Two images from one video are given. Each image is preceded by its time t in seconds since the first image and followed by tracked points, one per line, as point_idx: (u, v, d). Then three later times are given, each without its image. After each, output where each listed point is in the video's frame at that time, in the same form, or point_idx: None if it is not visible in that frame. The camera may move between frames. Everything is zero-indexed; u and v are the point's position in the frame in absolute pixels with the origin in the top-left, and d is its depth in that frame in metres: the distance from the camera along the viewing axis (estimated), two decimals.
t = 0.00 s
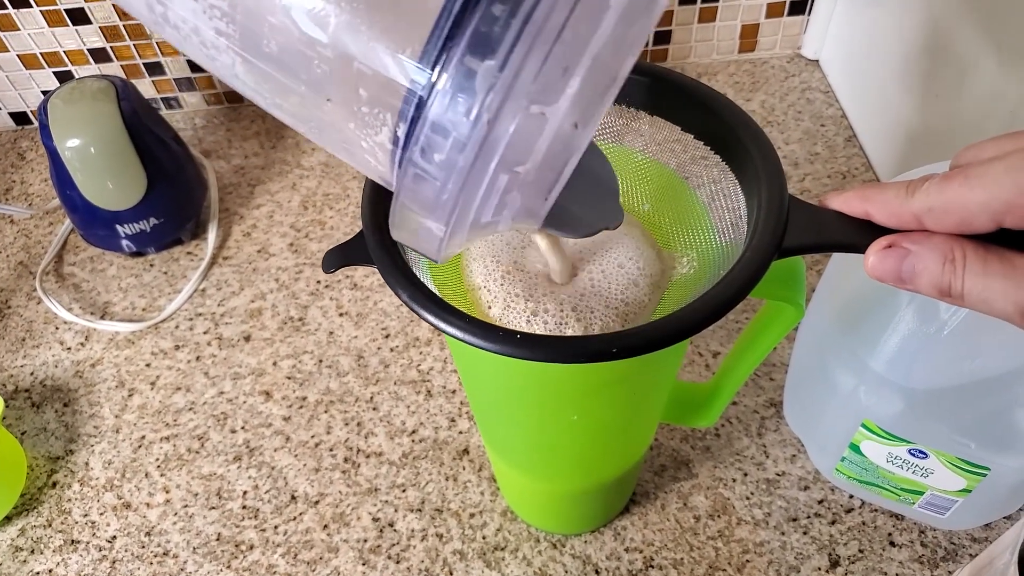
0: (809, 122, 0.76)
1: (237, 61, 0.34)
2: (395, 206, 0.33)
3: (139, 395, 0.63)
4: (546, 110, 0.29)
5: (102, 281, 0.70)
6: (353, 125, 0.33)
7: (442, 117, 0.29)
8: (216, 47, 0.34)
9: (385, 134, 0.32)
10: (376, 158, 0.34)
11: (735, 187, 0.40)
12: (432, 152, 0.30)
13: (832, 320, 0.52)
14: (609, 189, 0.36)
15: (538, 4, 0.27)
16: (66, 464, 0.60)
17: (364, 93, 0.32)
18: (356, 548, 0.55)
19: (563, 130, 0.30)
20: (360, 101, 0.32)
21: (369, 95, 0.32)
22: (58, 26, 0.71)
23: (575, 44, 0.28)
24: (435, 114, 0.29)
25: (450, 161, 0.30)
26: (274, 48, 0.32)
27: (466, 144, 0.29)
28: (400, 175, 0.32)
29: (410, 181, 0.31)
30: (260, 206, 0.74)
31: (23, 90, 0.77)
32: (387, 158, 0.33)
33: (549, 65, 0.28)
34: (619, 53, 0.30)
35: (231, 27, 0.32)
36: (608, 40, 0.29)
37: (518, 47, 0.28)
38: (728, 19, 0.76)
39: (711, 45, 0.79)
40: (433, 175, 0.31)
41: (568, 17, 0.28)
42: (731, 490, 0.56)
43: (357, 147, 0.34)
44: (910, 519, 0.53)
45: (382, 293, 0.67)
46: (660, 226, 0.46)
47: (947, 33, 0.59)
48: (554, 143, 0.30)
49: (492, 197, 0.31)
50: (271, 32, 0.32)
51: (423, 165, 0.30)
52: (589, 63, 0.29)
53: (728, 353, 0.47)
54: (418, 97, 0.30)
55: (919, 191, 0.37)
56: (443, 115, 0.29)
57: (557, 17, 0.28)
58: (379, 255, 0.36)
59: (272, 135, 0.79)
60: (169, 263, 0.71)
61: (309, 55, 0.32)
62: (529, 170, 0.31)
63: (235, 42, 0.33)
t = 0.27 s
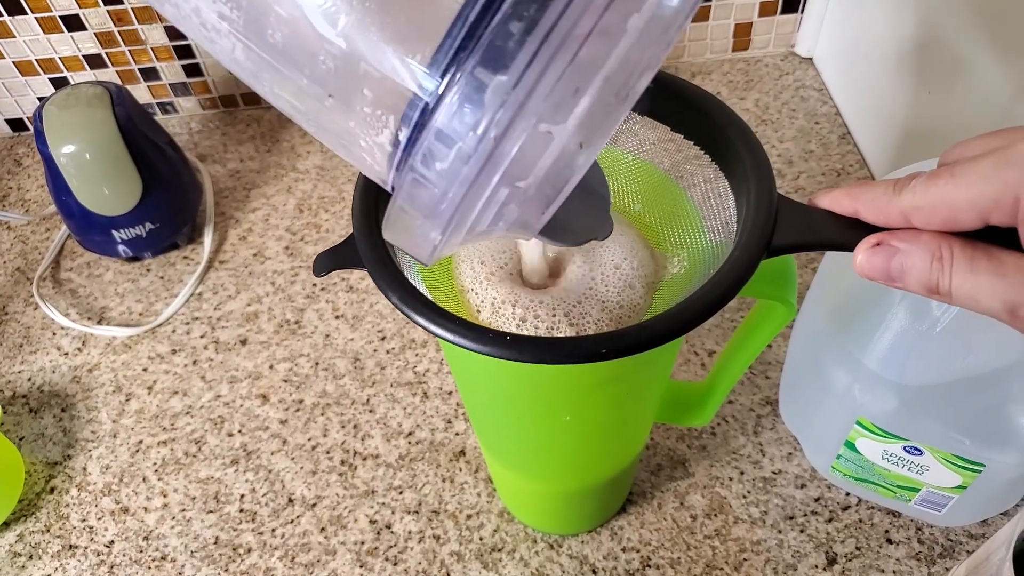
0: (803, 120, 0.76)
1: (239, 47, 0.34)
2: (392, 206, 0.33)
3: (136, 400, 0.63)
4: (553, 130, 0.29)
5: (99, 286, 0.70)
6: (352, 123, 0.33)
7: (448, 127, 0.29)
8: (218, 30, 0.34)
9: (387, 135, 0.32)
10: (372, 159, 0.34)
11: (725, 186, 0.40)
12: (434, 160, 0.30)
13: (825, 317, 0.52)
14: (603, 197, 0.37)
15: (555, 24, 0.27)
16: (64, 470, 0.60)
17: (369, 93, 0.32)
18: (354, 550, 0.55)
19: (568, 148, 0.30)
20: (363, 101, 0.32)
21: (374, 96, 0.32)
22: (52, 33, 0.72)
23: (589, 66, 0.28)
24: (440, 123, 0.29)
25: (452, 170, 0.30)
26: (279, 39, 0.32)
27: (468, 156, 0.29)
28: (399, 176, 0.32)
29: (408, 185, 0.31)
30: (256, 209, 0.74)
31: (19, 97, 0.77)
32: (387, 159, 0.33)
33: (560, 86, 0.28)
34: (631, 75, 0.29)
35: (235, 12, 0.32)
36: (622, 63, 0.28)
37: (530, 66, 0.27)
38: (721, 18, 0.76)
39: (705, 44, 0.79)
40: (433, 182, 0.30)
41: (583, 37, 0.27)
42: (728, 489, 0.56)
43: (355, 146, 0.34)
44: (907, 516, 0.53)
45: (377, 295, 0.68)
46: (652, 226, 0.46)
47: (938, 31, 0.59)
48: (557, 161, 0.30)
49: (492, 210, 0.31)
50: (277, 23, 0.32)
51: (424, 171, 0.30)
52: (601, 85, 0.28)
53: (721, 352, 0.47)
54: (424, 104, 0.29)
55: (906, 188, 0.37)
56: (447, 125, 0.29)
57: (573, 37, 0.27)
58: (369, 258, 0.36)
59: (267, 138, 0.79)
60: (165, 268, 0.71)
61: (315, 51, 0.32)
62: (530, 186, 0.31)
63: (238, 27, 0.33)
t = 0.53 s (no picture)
0: (798, 116, 0.76)
1: (243, 38, 0.34)
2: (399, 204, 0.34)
3: (133, 402, 0.63)
4: (565, 138, 0.29)
5: (96, 289, 0.70)
6: (358, 120, 0.33)
7: (460, 129, 0.29)
8: (223, 20, 0.33)
9: (395, 134, 0.32)
10: (376, 158, 0.34)
11: (716, 183, 0.40)
12: (444, 162, 0.30)
13: (819, 313, 0.52)
14: (598, 201, 0.37)
15: (576, 34, 0.27)
16: (62, 473, 0.60)
17: (378, 92, 0.32)
18: (351, 550, 0.55)
19: (579, 158, 0.30)
20: (372, 99, 0.33)
21: (383, 94, 0.32)
22: (46, 36, 0.72)
23: (605, 77, 0.28)
24: (453, 126, 0.30)
25: (462, 171, 0.30)
26: (289, 31, 0.32)
27: (479, 159, 0.30)
28: (406, 175, 0.32)
29: (415, 183, 0.32)
30: (252, 211, 0.74)
31: (14, 101, 0.77)
32: (391, 158, 0.33)
33: (576, 94, 0.28)
34: (647, 87, 0.29)
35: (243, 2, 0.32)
36: (639, 75, 0.29)
37: (548, 73, 0.28)
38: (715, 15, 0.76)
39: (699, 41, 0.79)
40: (442, 183, 0.31)
41: (602, 47, 0.28)
42: (724, 485, 0.56)
43: (358, 144, 0.34)
44: (904, 511, 0.53)
45: (373, 296, 0.68)
46: (644, 224, 0.46)
47: (931, 26, 0.59)
48: (567, 171, 0.30)
49: (498, 216, 0.31)
50: (288, 15, 0.32)
51: (432, 172, 0.31)
52: (616, 97, 0.29)
53: (715, 349, 0.47)
54: (436, 106, 0.30)
55: (896, 183, 0.37)
56: (460, 128, 0.29)
57: (591, 47, 0.28)
58: (360, 258, 0.36)
59: (263, 140, 0.79)
60: (162, 270, 0.71)
61: (326, 47, 0.32)
62: (539, 194, 0.31)
63: (245, 18, 0.33)
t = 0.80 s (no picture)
0: (796, 115, 0.76)
1: (258, 35, 0.34)
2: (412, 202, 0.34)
3: (133, 403, 0.63)
4: (583, 136, 0.29)
5: (95, 290, 0.70)
6: (373, 118, 0.33)
7: (480, 129, 0.29)
8: (239, 17, 0.33)
9: (410, 132, 0.32)
10: (392, 156, 0.33)
11: (712, 182, 0.40)
12: (461, 160, 0.30)
13: (816, 312, 0.52)
14: (608, 199, 0.37)
15: (596, 33, 0.27)
16: (61, 474, 0.60)
17: (395, 91, 0.32)
18: (350, 550, 0.55)
19: (595, 156, 0.30)
20: (388, 98, 0.33)
21: (400, 93, 0.32)
22: (45, 38, 0.72)
23: (624, 77, 0.28)
24: (471, 124, 0.29)
25: (480, 170, 0.30)
26: (305, 29, 0.33)
27: (497, 158, 0.30)
28: (421, 174, 0.32)
29: (431, 181, 0.32)
30: (251, 212, 0.74)
31: (13, 103, 0.77)
32: (405, 157, 0.33)
33: (597, 93, 0.28)
34: (664, 86, 0.29)
35: None
36: (654, 77, 0.29)
37: (568, 73, 0.28)
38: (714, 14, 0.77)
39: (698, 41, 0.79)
40: (458, 181, 0.31)
41: (622, 46, 0.28)
42: (723, 484, 0.56)
43: (372, 142, 0.34)
44: (902, 510, 0.53)
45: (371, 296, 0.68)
46: (639, 223, 0.46)
47: (928, 24, 0.59)
48: (583, 168, 0.30)
49: (513, 214, 0.31)
50: (305, 13, 0.32)
51: (448, 170, 0.31)
52: (634, 95, 0.29)
53: (712, 349, 0.47)
54: (454, 105, 0.30)
55: (891, 181, 0.37)
56: (478, 127, 0.29)
57: (609, 48, 0.28)
58: (356, 259, 0.36)
59: (261, 141, 0.79)
60: (160, 271, 0.71)
61: (342, 45, 0.33)
62: (554, 192, 0.31)
63: (260, 16, 0.33)
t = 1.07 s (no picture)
0: (794, 115, 0.76)
1: (265, 55, 0.34)
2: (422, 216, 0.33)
3: (130, 405, 0.63)
4: (588, 147, 0.30)
5: (92, 292, 0.70)
6: (381, 134, 0.33)
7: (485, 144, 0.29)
8: (245, 38, 0.34)
9: (416, 148, 0.32)
10: (401, 171, 0.33)
11: (708, 183, 0.40)
12: (467, 175, 0.30)
13: (814, 313, 0.52)
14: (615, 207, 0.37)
15: (598, 46, 0.27)
16: (58, 477, 0.60)
17: (400, 107, 0.32)
18: (348, 552, 0.55)
19: (600, 165, 0.30)
20: (395, 114, 0.32)
21: (406, 109, 0.32)
22: (42, 40, 0.72)
23: (626, 87, 0.29)
24: (478, 140, 0.29)
25: (488, 185, 0.30)
26: (310, 48, 0.32)
27: (506, 172, 0.30)
28: (428, 189, 0.32)
29: (439, 197, 0.32)
30: (248, 213, 0.74)
31: (10, 105, 0.77)
32: (412, 173, 0.33)
33: (600, 105, 0.29)
34: (666, 94, 0.30)
35: (264, 20, 0.32)
36: (657, 86, 0.29)
37: (571, 86, 0.28)
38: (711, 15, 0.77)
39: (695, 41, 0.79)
40: (466, 195, 0.31)
41: (623, 58, 0.28)
42: (721, 485, 0.56)
43: (381, 157, 0.34)
44: (900, 510, 0.53)
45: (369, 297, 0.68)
46: (633, 224, 0.46)
47: (925, 24, 0.59)
48: (589, 177, 0.31)
49: (521, 224, 0.32)
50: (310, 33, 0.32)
51: (456, 185, 0.31)
52: (636, 103, 0.29)
53: (709, 350, 0.47)
54: (455, 121, 0.30)
55: (886, 183, 0.37)
56: (484, 142, 0.29)
57: (612, 59, 0.28)
58: (353, 261, 0.36)
59: (259, 142, 0.79)
60: (158, 273, 0.71)
61: (348, 62, 0.32)
62: (561, 202, 0.31)
63: (266, 36, 0.33)
